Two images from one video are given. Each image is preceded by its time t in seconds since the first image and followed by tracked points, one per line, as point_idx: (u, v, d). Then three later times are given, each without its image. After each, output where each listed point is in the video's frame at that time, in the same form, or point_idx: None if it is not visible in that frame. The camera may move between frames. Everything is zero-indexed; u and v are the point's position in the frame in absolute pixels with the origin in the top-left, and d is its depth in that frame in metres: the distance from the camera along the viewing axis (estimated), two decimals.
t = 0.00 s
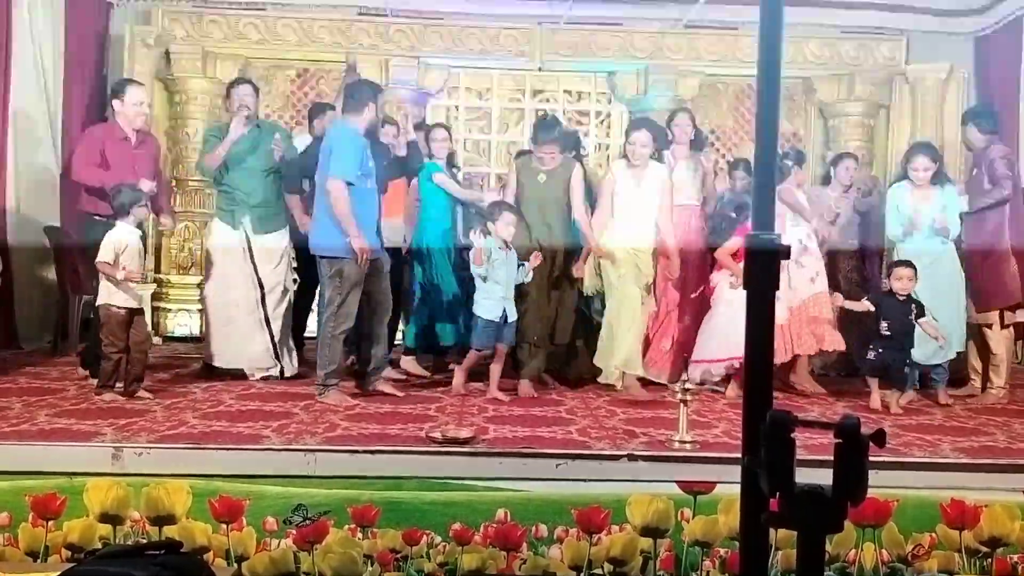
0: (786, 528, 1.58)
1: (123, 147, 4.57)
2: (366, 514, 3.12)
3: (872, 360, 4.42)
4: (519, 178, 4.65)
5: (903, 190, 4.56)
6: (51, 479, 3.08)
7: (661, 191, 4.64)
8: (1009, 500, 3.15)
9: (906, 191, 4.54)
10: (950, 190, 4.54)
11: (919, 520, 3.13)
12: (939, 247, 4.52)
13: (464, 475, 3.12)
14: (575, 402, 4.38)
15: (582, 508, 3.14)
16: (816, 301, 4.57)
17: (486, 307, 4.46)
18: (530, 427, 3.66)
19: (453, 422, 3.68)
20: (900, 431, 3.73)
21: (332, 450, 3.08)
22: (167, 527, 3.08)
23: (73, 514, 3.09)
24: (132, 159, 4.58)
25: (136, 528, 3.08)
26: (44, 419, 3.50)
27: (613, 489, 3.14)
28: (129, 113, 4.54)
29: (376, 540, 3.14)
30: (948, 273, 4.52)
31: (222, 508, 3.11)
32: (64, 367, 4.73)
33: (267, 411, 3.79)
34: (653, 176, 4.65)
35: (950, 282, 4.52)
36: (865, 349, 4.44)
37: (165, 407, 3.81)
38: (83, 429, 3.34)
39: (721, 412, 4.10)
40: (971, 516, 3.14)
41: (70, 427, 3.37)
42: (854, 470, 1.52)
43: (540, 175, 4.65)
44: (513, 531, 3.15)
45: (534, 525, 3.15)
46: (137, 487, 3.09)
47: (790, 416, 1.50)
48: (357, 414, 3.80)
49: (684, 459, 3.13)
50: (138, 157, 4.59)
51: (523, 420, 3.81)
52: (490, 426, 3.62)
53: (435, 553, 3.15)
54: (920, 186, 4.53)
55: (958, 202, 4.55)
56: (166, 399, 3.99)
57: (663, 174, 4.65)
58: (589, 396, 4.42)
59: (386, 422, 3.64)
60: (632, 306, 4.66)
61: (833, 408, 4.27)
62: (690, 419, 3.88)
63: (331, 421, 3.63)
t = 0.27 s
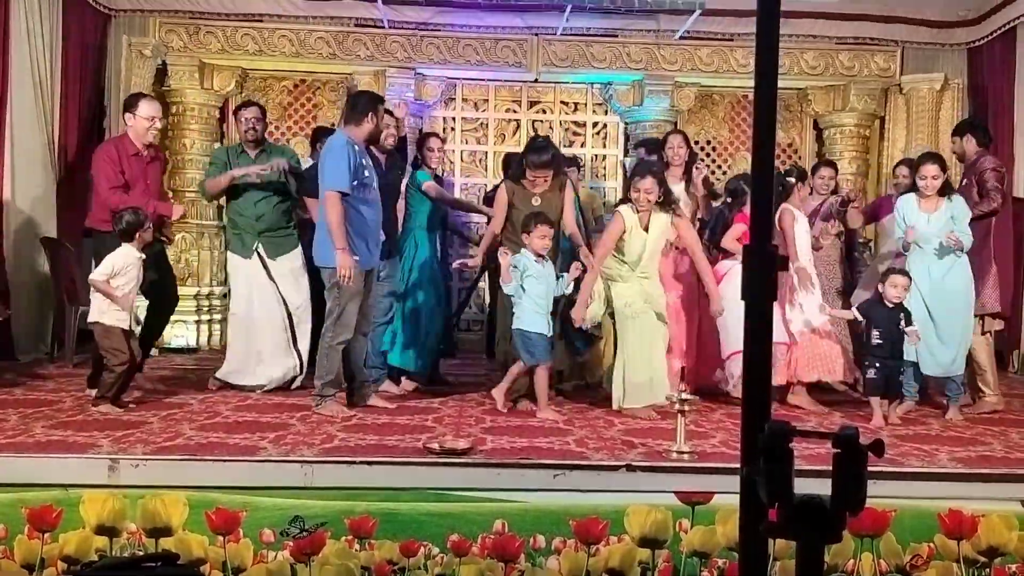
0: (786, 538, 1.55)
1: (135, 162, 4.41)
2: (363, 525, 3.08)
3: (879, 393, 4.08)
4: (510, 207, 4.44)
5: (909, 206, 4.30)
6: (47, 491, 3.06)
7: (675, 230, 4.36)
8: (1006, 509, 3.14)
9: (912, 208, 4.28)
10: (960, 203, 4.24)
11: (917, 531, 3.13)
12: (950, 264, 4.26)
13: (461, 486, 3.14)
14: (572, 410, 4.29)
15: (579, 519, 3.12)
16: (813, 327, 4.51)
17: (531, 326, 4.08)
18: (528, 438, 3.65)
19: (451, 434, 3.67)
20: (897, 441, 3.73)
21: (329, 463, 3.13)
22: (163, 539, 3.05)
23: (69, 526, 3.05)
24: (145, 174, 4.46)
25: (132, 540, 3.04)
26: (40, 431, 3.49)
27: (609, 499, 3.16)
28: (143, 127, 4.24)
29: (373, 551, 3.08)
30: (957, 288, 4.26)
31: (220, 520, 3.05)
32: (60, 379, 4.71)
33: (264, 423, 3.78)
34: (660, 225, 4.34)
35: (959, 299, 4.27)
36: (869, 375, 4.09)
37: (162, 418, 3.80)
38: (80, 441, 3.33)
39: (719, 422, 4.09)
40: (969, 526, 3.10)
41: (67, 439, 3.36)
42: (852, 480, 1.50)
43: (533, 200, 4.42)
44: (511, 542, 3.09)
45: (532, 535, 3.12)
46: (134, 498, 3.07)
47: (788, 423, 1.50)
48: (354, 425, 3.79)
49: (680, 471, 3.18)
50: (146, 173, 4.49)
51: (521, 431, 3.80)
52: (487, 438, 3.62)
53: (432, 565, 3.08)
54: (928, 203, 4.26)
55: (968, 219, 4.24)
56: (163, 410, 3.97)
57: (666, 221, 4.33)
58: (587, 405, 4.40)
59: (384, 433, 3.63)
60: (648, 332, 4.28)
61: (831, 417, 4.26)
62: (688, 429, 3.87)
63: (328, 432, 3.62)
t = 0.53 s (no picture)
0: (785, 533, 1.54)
1: (163, 173, 4.20)
2: (361, 524, 3.08)
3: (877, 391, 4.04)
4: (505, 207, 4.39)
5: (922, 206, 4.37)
6: (44, 490, 3.05)
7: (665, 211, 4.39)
8: (1003, 507, 3.14)
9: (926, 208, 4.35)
10: (972, 201, 4.28)
11: (914, 529, 3.13)
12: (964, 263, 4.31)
13: (459, 485, 3.14)
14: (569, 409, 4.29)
15: (577, 517, 3.12)
16: (801, 317, 4.49)
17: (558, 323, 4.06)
18: (526, 437, 3.65)
19: (448, 432, 3.67)
20: (894, 439, 3.73)
21: (327, 461, 3.12)
22: (160, 538, 3.04)
23: (66, 525, 3.04)
24: (170, 187, 4.24)
25: (129, 540, 3.03)
26: (37, 431, 3.48)
27: (607, 498, 3.16)
28: (166, 136, 4.16)
29: (371, 550, 3.07)
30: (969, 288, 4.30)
31: (216, 519, 3.05)
32: (56, 378, 4.70)
33: (261, 422, 3.77)
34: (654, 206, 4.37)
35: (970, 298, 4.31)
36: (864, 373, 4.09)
37: (159, 417, 3.79)
38: (76, 440, 3.32)
39: (716, 420, 4.09)
40: (966, 523, 3.11)
41: (64, 438, 3.35)
42: (851, 476, 1.50)
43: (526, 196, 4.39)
44: (509, 540, 3.09)
45: (529, 534, 3.11)
46: (130, 497, 3.06)
47: (787, 419, 1.50)
48: (352, 424, 3.78)
49: (678, 469, 3.18)
50: (175, 186, 4.28)
51: (518, 429, 3.80)
52: (484, 436, 3.62)
53: (430, 563, 3.08)
54: (941, 202, 4.32)
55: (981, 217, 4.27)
56: (159, 409, 3.97)
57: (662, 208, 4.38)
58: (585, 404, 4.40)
59: (381, 432, 3.62)
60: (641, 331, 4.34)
61: (828, 415, 4.26)
62: (685, 427, 3.87)
63: (325, 431, 3.61)
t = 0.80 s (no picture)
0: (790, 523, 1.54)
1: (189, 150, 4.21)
2: (363, 516, 3.08)
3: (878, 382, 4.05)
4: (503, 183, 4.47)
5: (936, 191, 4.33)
6: (46, 483, 3.06)
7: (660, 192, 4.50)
8: (1005, 496, 3.14)
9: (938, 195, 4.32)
10: (985, 186, 4.23)
11: (917, 519, 3.13)
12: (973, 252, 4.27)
13: (461, 476, 3.13)
14: (570, 400, 4.28)
15: (579, 508, 3.12)
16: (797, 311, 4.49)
17: (609, 316, 3.95)
18: (527, 427, 3.65)
19: (450, 424, 3.66)
20: (896, 429, 3.73)
21: (328, 452, 3.11)
22: (162, 530, 3.04)
23: (68, 518, 3.05)
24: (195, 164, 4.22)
25: (131, 532, 3.03)
26: (38, 423, 3.48)
27: (610, 489, 3.15)
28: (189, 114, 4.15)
29: (373, 541, 3.08)
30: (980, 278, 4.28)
31: (219, 511, 3.06)
32: (57, 371, 4.70)
33: (263, 413, 3.77)
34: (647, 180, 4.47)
35: (983, 290, 4.28)
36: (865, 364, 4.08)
37: (160, 410, 3.79)
38: (78, 432, 3.33)
39: (718, 411, 4.09)
40: (968, 513, 3.11)
41: (65, 431, 3.36)
42: (855, 464, 1.50)
43: (521, 172, 4.42)
44: (510, 531, 3.09)
45: (531, 525, 3.11)
46: (132, 490, 3.07)
47: (790, 407, 1.49)
48: (353, 416, 3.78)
49: (682, 459, 3.16)
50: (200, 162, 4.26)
51: (520, 420, 3.79)
52: (485, 428, 3.61)
53: (432, 554, 3.09)
54: (953, 187, 4.28)
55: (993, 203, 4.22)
56: (161, 402, 3.97)
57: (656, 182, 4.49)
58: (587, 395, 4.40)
59: (382, 423, 3.62)
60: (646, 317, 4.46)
61: (830, 404, 4.25)
62: (687, 418, 3.87)
63: (326, 423, 3.61)
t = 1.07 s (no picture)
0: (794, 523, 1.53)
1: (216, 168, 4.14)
2: (366, 517, 3.08)
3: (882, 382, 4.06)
4: (508, 178, 4.49)
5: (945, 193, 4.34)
6: (50, 485, 3.06)
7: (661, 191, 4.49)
8: (1010, 496, 3.14)
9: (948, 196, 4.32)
10: (994, 186, 4.23)
11: (922, 519, 3.12)
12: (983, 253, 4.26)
13: (464, 477, 3.13)
14: (574, 401, 4.27)
15: (582, 508, 3.12)
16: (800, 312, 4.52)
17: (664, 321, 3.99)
18: (531, 428, 3.64)
19: (453, 425, 3.66)
20: (900, 429, 3.72)
21: (332, 454, 3.11)
22: (166, 531, 3.04)
23: (72, 520, 3.05)
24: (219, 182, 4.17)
25: (135, 533, 3.03)
26: (43, 425, 3.48)
27: (613, 489, 3.15)
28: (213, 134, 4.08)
29: (376, 542, 3.08)
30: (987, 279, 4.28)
31: (222, 512, 3.06)
32: (61, 373, 4.71)
33: (266, 415, 3.77)
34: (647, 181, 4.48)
35: (993, 291, 4.28)
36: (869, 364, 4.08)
37: (164, 412, 3.79)
38: (82, 434, 3.33)
39: (721, 411, 4.08)
40: (973, 513, 3.11)
41: (69, 432, 3.36)
42: (861, 463, 1.49)
43: (527, 173, 4.43)
44: (514, 532, 3.09)
45: (534, 526, 3.11)
46: (136, 491, 3.07)
47: (795, 407, 1.48)
48: (356, 417, 3.78)
49: (685, 460, 3.16)
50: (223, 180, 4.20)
51: (523, 421, 3.79)
52: (489, 429, 3.61)
53: (436, 555, 3.09)
54: (962, 188, 4.29)
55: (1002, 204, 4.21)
56: (164, 404, 3.97)
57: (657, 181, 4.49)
58: (590, 395, 4.40)
59: (385, 425, 3.62)
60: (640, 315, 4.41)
61: (834, 404, 4.25)
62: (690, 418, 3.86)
63: (330, 424, 3.61)
